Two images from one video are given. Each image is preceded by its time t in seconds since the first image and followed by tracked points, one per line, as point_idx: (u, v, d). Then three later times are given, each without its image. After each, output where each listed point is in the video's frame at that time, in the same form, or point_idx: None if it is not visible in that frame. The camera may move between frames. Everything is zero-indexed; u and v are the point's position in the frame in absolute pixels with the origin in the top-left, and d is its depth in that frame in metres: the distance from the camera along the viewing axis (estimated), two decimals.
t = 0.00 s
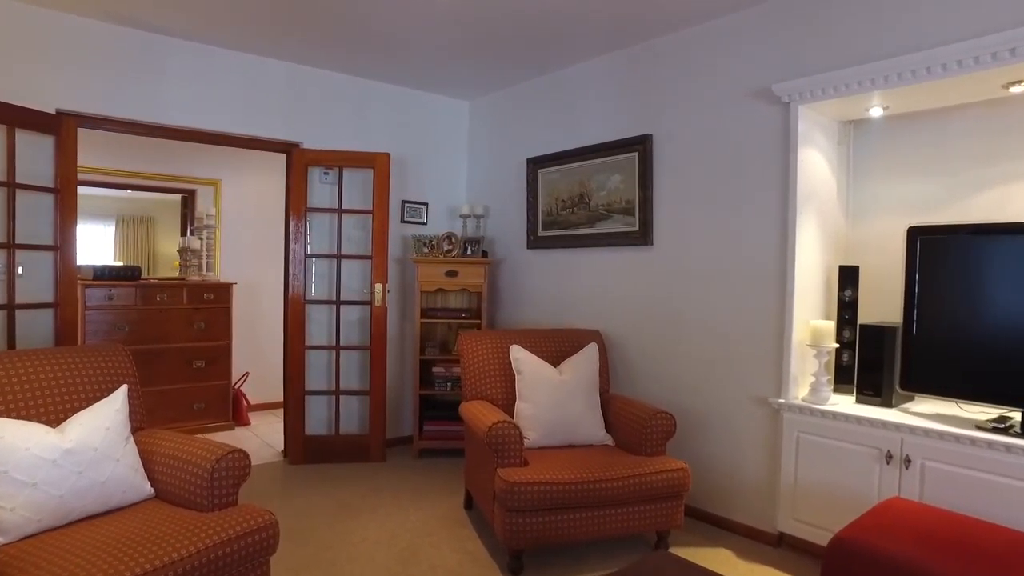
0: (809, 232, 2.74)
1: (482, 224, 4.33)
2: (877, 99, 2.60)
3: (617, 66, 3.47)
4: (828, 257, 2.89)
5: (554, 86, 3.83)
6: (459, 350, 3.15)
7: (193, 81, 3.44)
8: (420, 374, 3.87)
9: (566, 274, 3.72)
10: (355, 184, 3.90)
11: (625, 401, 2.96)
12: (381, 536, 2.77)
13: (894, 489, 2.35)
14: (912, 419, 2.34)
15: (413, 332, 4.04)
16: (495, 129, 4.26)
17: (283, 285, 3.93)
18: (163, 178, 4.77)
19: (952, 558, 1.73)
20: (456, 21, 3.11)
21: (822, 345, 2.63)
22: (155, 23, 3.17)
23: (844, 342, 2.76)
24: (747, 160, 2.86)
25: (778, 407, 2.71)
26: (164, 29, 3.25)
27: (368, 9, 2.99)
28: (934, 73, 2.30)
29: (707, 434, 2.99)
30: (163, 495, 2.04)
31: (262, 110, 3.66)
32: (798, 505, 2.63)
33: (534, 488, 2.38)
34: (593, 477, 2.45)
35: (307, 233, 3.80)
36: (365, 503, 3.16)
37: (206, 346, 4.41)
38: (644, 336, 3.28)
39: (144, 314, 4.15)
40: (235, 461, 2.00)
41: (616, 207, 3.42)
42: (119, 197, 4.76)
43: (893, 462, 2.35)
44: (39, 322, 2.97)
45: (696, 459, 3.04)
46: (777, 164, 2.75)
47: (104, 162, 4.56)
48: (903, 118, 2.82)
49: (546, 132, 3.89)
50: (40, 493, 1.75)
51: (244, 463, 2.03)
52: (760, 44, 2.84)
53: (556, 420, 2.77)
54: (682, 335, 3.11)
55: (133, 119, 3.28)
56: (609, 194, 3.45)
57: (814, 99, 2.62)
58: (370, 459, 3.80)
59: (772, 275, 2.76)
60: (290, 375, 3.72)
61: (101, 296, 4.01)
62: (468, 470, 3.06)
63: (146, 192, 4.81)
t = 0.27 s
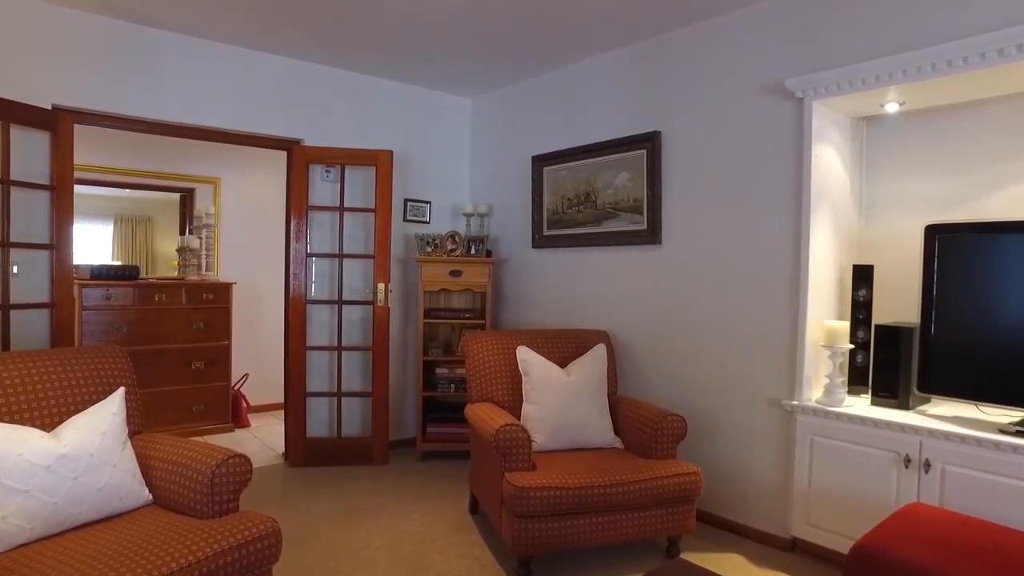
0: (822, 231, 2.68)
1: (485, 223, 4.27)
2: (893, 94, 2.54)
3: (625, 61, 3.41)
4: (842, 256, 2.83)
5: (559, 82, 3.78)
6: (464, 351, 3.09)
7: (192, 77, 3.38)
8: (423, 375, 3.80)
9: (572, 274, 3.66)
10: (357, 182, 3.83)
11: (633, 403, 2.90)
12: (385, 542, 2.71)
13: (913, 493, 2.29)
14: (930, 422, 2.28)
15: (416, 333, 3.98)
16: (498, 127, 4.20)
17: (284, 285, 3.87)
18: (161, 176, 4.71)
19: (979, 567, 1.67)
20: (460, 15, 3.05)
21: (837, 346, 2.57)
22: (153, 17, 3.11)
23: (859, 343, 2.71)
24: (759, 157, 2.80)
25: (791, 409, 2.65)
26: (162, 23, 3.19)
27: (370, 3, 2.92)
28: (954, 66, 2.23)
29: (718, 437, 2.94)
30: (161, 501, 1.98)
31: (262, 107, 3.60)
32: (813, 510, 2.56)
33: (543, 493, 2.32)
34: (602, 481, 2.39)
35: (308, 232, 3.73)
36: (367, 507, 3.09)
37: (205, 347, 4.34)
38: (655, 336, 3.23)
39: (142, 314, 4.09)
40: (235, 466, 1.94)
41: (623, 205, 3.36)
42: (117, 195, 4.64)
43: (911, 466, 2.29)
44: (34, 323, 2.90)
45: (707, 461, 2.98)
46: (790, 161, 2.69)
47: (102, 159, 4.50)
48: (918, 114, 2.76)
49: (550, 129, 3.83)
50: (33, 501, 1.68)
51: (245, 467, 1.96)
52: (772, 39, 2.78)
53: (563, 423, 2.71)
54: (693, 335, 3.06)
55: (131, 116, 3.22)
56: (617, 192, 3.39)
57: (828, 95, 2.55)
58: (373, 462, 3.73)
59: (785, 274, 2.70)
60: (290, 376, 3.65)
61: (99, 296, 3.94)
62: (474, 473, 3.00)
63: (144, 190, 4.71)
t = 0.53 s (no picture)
0: (837, 230, 2.62)
1: (489, 222, 4.20)
2: (909, 90, 2.46)
3: (631, 57, 3.34)
4: (856, 255, 2.76)
5: (564, 80, 3.70)
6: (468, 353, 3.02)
7: (190, 74, 3.31)
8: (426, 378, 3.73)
9: (577, 275, 3.59)
10: (358, 181, 3.76)
11: (642, 407, 2.83)
12: (388, 549, 2.64)
13: (933, 500, 2.22)
14: (951, 427, 2.21)
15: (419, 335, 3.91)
16: (502, 125, 4.13)
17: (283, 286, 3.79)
18: (159, 176, 4.63)
19: None
20: (464, 11, 2.98)
21: (852, 348, 2.50)
22: (149, 12, 3.03)
23: (873, 345, 2.64)
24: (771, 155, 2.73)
25: (804, 413, 2.58)
26: (159, 18, 3.11)
27: None
28: (977, 59, 2.15)
29: (729, 441, 2.87)
30: (157, 509, 1.90)
31: (261, 104, 3.53)
32: (828, 517, 2.49)
33: (551, 500, 2.25)
34: (612, 488, 2.32)
35: (308, 232, 3.66)
36: (369, 514, 3.02)
37: (203, 349, 4.26)
38: (663, 337, 3.17)
39: (138, 316, 4.01)
40: (233, 474, 1.86)
41: (630, 204, 3.29)
42: (114, 195, 4.54)
43: (931, 472, 2.22)
44: (27, 325, 2.83)
45: (717, 466, 2.92)
46: (803, 159, 2.62)
47: (99, 158, 4.41)
48: (934, 111, 2.69)
49: (555, 127, 3.76)
50: (21, 512, 1.61)
51: (243, 474, 1.89)
52: (784, 33, 2.70)
53: (571, 427, 2.64)
54: (702, 337, 2.99)
55: (127, 113, 3.15)
56: (623, 191, 3.32)
57: (842, 90, 2.48)
58: (374, 466, 3.66)
59: (799, 274, 2.64)
60: (290, 379, 3.58)
61: (94, 297, 3.87)
62: (479, 478, 2.93)
63: (141, 189, 4.60)
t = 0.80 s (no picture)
0: (855, 229, 2.53)
1: (493, 221, 4.11)
2: (931, 84, 2.37)
3: (640, 52, 3.25)
4: (874, 255, 2.68)
5: (570, 75, 3.62)
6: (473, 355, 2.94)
7: (187, 69, 3.21)
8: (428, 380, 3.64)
9: (584, 275, 3.51)
10: (359, 179, 3.67)
11: (654, 412, 2.75)
12: (391, 559, 2.55)
13: (959, 510, 2.14)
14: (978, 433, 2.13)
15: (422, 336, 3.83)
16: (506, 122, 4.05)
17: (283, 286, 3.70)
18: (156, 174, 4.53)
19: None
20: (468, 3, 2.89)
21: (872, 351, 2.41)
22: (143, 5, 2.94)
23: (893, 348, 2.55)
24: (787, 151, 2.64)
25: (821, 417, 2.50)
26: (154, 11, 3.02)
27: None
28: (1005, 51, 2.06)
29: (743, 447, 2.78)
30: (151, 521, 1.82)
31: (260, 100, 3.44)
32: (848, 526, 2.41)
33: (562, 510, 2.17)
34: (625, 497, 2.24)
35: (308, 231, 3.57)
36: (371, 521, 2.94)
37: (201, 351, 4.18)
38: (673, 340, 3.08)
39: (134, 317, 3.92)
40: (231, 484, 1.77)
41: (639, 202, 3.21)
42: (111, 195, 4.44)
43: (957, 480, 2.14)
44: (18, 327, 2.74)
45: (730, 472, 2.83)
46: (820, 155, 2.54)
47: (95, 156, 4.31)
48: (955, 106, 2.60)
49: (561, 124, 3.68)
50: (5, 528, 1.52)
51: (242, 484, 1.80)
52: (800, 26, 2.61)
53: (581, 433, 2.56)
54: (714, 339, 2.91)
55: (122, 109, 3.05)
56: (632, 189, 3.24)
57: (862, 85, 2.40)
58: (376, 471, 3.58)
59: (816, 275, 2.56)
60: (290, 382, 3.49)
61: (89, 298, 3.77)
62: (485, 485, 2.84)
63: (139, 188, 4.52)
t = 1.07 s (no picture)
0: (873, 228, 2.46)
1: (497, 221, 4.04)
2: (953, 79, 2.30)
3: (649, 47, 3.18)
4: (891, 255, 2.60)
5: (577, 72, 3.54)
6: (478, 358, 2.86)
7: (185, 64, 3.13)
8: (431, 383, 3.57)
9: (591, 276, 3.44)
10: (361, 178, 3.59)
11: (665, 416, 2.67)
12: (395, 568, 2.48)
13: (983, 519, 2.07)
14: (1003, 440, 2.05)
15: (425, 339, 3.75)
16: (510, 120, 3.97)
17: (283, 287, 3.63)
18: (155, 173, 4.44)
19: None
20: None
21: (891, 355, 2.34)
22: None
23: (912, 351, 2.48)
24: (803, 149, 2.57)
25: (838, 422, 2.43)
26: (151, 5, 2.94)
27: None
28: None
29: (756, 452, 2.71)
30: (145, 534, 1.74)
31: (260, 97, 3.36)
32: (867, 535, 2.34)
33: (573, 520, 2.10)
34: (637, 506, 2.17)
35: (309, 231, 3.50)
36: (374, 528, 2.86)
37: (199, 353, 4.10)
38: (683, 342, 3.01)
39: (131, 318, 3.85)
40: (230, 495, 1.70)
41: (648, 201, 3.14)
42: (109, 194, 4.36)
43: (982, 488, 2.07)
44: (11, 329, 2.66)
45: (742, 478, 2.77)
46: (837, 153, 2.47)
47: (91, 155, 4.23)
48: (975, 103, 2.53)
49: (567, 122, 3.60)
50: None
51: (242, 494, 1.73)
52: (816, 20, 2.54)
53: (591, 438, 2.49)
54: (726, 341, 2.84)
55: (118, 105, 2.98)
56: (641, 187, 3.17)
57: (882, 79, 2.32)
58: (378, 476, 3.50)
59: (832, 275, 2.49)
60: (290, 384, 3.41)
61: (85, 298, 3.69)
62: (490, 491, 2.77)
63: (136, 187, 4.43)
